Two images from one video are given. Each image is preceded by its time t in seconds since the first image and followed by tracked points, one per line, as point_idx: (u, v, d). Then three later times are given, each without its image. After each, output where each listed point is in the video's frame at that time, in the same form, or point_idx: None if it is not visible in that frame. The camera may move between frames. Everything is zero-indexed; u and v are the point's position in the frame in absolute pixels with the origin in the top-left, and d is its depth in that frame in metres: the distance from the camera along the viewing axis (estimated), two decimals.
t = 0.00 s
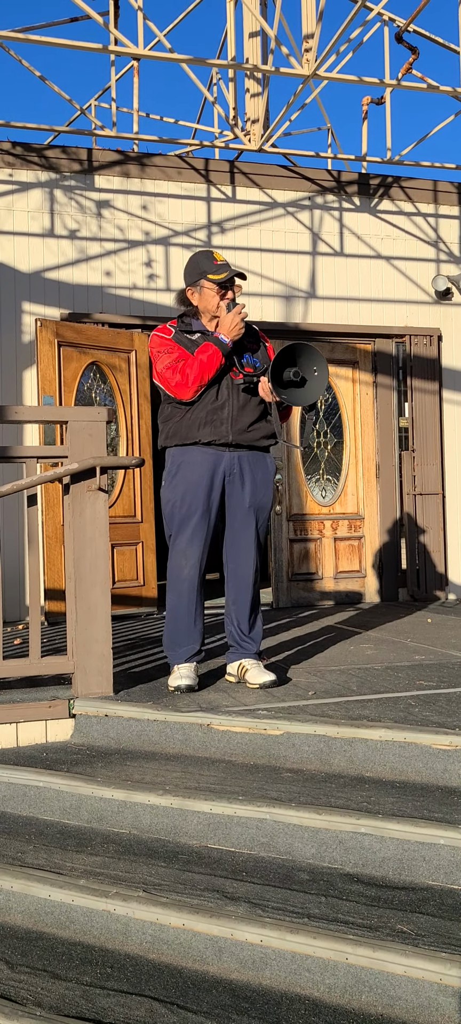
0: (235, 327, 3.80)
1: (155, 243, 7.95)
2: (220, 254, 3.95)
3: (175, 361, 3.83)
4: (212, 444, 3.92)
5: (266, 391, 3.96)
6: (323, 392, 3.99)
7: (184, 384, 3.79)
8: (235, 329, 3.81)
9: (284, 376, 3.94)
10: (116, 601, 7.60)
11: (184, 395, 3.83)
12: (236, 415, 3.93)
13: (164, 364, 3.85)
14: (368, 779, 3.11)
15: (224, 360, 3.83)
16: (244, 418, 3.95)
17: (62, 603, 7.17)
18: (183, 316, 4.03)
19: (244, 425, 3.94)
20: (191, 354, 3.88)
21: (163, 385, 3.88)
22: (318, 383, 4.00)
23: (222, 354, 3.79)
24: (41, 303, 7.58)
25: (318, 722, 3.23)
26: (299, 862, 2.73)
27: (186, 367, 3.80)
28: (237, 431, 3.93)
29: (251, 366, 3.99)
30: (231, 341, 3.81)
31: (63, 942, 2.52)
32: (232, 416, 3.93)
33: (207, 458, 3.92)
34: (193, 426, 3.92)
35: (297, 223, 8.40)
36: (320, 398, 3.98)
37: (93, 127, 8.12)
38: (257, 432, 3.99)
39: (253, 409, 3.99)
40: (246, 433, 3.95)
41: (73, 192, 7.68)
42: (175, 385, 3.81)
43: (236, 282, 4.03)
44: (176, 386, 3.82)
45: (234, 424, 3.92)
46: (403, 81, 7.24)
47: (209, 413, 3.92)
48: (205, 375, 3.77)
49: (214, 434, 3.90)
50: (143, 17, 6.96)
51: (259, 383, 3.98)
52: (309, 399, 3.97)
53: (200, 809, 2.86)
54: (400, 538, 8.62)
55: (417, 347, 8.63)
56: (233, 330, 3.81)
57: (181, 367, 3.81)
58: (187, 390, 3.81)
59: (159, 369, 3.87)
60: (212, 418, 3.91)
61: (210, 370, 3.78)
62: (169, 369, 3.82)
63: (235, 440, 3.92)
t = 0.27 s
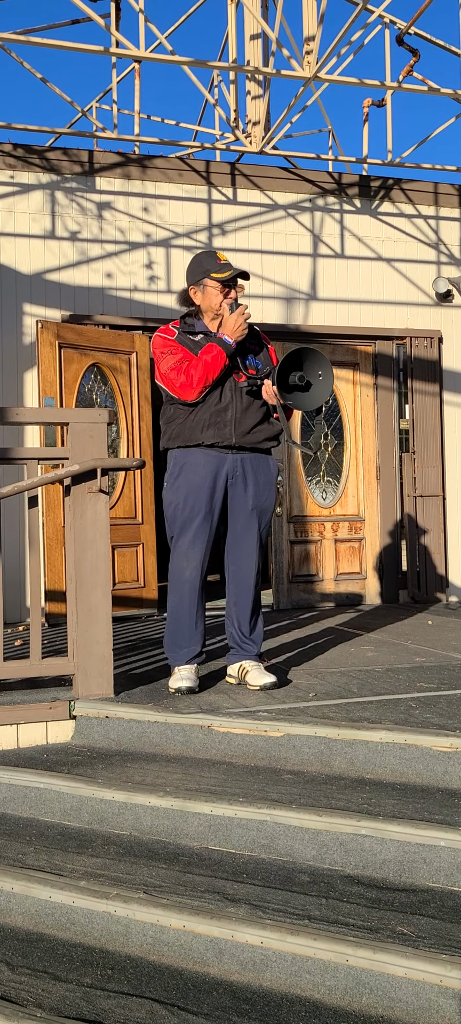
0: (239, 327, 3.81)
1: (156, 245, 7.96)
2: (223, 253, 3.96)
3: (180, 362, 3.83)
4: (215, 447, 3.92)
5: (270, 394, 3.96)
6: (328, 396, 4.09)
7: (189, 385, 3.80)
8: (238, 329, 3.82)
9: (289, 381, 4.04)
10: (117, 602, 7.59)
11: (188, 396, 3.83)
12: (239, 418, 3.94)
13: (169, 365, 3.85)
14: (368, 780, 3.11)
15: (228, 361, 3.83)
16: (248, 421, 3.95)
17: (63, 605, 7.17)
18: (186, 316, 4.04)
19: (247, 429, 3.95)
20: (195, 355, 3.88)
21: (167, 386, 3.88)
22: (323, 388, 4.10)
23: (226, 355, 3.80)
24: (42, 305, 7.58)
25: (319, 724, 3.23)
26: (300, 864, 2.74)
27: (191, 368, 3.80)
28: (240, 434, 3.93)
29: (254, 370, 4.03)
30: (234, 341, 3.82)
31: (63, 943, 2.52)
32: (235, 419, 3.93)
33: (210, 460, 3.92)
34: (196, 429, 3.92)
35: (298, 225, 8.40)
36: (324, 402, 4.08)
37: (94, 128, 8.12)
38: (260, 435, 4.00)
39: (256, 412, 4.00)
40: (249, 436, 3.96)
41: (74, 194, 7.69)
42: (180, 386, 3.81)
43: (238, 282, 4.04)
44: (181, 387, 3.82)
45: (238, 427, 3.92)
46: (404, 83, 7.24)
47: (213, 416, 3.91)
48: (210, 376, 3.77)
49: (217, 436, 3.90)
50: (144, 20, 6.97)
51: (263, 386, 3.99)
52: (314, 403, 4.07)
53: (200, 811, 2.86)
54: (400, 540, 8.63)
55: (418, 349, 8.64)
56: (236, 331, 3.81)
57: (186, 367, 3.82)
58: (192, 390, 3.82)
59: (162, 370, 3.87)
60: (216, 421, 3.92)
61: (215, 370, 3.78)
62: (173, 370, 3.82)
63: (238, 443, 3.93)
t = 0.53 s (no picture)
0: (238, 329, 3.81)
1: (157, 246, 7.96)
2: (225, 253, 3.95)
3: (178, 364, 3.83)
4: (215, 448, 3.92)
5: (269, 396, 3.97)
6: (326, 399, 4.02)
7: (187, 387, 3.79)
8: (238, 331, 3.82)
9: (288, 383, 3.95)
10: (117, 603, 7.59)
11: (187, 398, 3.83)
12: (239, 419, 3.94)
13: (168, 366, 3.85)
14: (368, 782, 3.11)
15: (227, 362, 3.83)
16: (247, 422, 3.95)
17: (63, 606, 7.17)
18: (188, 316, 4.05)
19: (247, 430, 3.95)
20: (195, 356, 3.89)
21: (166, 388, 3.88)
22: (322, 390, 4.03)
23: (225, 357, 3.80)
24: (43, 306, 7.59)
25: (319, 725, 3.23)
26: (300, 866, 2.73)
27: (189, 369, 3.80)
28: (239, 435, 3.93)
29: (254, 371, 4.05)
30: (234, 342, 3.82)
31: (64, 945, 2.51)
32: (234, 420, 3.93)
33: (209, 462, 3.92)
34: (196, 430, 3.92)
35: (298, 226, 8.41)
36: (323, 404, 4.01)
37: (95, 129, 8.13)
38: (260, 437, 4.00)
39: (256, 414, 4.00)
40: (248, 437, 3.95)
41: (75, 195, 7.69)
42: (178, 386, 3.81)
43: (241, 282, 4.04)
44: (180, 389, 3.81)
45: (237, 429, 3.92)
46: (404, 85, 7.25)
47: (212, 417, 3.92)
48: (208, 377, 3.77)
49: (217, 437, 3.90)
50: (145, 21, 6.97)
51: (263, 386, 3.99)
52: (313, 405, 3.99)
53: (201, 812, 2.86)
54: (401, 541, 8.62)
55: (418, 350, 8.64)
56: (236, 331, 3.81)
57: (185, 368, 3.81)
58: (191, 391, 3.81)
59: (162, 371, 3.87)
60: (215, 422, 3.92)
61: (213, 371, 3.77)
62: (172, 371, 3.82)
63: (238, 444, 3.92)
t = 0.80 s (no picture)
0: (239, 325, 3.79)
1: (158, 248, 7.96)
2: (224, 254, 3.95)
3: (178, 361, 3.83)
4: (213, 449, 3.93)
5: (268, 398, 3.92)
6: (324, 401, 3.96)
7: (187, 384, 3.80)
8: (238, 329, 3.80)
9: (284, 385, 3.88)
10: (117, 605, 7.59)
11: (187, 395, 3.83)
12: (237, 420, 3.94)
13: (168, 364, 3.85)
14: (369, 784, 3.11)
15: (227, 360, 3.83)
16: (246, 423, 3.95)
17: (63, 608, 7.17)
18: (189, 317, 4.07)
19: (245, 431, 3.94)
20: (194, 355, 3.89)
21: (166, 386, 3.88)
22: (319, 391, 3.97)
23: (225, 354, 3.80)
24: (43, 308, 7.59)
25: (320, 727, 3.23)
26: (301, 868, 2.73)
27: (189, 367, 3.80)
28: (238, 436, 3.93)
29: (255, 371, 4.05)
30: (235, 339, 3.80)
31: (64, 947, 2.51)
32: (233, 421, 3.93)
33: (207, 463, 3.92)
34: (194, 431, 3.93)
35: (299, 228, 8.41)
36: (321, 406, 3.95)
37: (96, 132, 8.13)
38: (259, 437, 4.00)
39: (255, 415, 4.00)
40: (247, 438, 3.95)
41: (75, 197, 7.70)
42: (178, 384, 3.81)
43: (241, 282, 4.04)
44: (179, 386, 3.82)
45: (236, 429, 3.92)
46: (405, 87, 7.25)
47: (210, 418, 3.93)
48: (207, 375, 3.77)
49: (215, 438, 3.91)
50: (146, 24, 6.98)
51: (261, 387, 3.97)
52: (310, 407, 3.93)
53: (201, 814, 2.86)
54: (401, 543, 8.62)
55: (419, 352, 8.65)
56: (236, 330, 3.79)
57: (184, 366, 3.82)
58: (190, 389, 3.81)
59: (162, 369, 3.88)
60: (213, 423, 3.92)
61: (213, 369, 3.78)
62: (172, 369, 3.83)
63: (236, 445, 3.92)
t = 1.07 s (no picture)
0: (239, 325, 3.80)
1: (158, 250, 7.97)
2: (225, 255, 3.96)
3: (179, 360, 3.83)
4: (213, 450, 3.93)
5: (269, 398, 3.92)
6: (324, 399, 3.97)
7: (188, 383, 3.80)
8: (239, 328, 3.81)
9: (284, 382, 3.91)
10: (118, 607, 7.59)
11: (188, 394, 3.83)
12: (237, 421, 3.94)
13: (169, 363, 3.86)
14: (369, 785, 3.11)
15: (228, 359, 3.83)
16: (245, 423, 3.96)
17: (64, 609, 7.17)
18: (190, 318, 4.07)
19: (245, 432, 3.95)
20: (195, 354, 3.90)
21: (167, 385, 3.89)
22: (320, 387, 3.98)
23: (226, 353, 3.79)
24: (44, 310, 7.60)
25: (320, 728, 3.23)
26: (301, 870, 2.73)
27: (190, 364, 3.80)
28: (237, 437, 3.93)
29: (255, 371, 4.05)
30: (235, 338, 3.80)
31: (64, 949, 2.51)
32: (233, 421, 3.94)
33: (207, 464, 3.93)
34: (194, 431, 3.94)
35: (299, 230, 8.42)
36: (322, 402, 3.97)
37: (97, 134, 8.14)
38: (259, 438, 4.00)
39: (255, 416, 4.00)
40: (247, 439, 3.95)
41: (76, 199, 7.71)
42: (179, 382, 3.81)
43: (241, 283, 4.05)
44: (180, 385, 3.82)
45: (235, 430, 3.93)
46: (405, 90, 7.26)
47: (210, 418, 3.93)
48: (209, 373, 3.77)
49: (215, 439, 3.91)
50: (147, 26, 6.99)
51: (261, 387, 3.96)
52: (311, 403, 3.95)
53: (201, 816, 2.86)
54: (401, 545, 8.62)
55: (419, 354, 8.66)
56: (237, 328, 3.80)
57: (185, 364, 3.82)
58: (191, 387, 3.81)
59: (163, 368, 3.88)
60: (213, 423, 3.93)
61: (214, 367, 3.78)
62: (173, 367, 3.83)
63: (235, 445, 3.93)
